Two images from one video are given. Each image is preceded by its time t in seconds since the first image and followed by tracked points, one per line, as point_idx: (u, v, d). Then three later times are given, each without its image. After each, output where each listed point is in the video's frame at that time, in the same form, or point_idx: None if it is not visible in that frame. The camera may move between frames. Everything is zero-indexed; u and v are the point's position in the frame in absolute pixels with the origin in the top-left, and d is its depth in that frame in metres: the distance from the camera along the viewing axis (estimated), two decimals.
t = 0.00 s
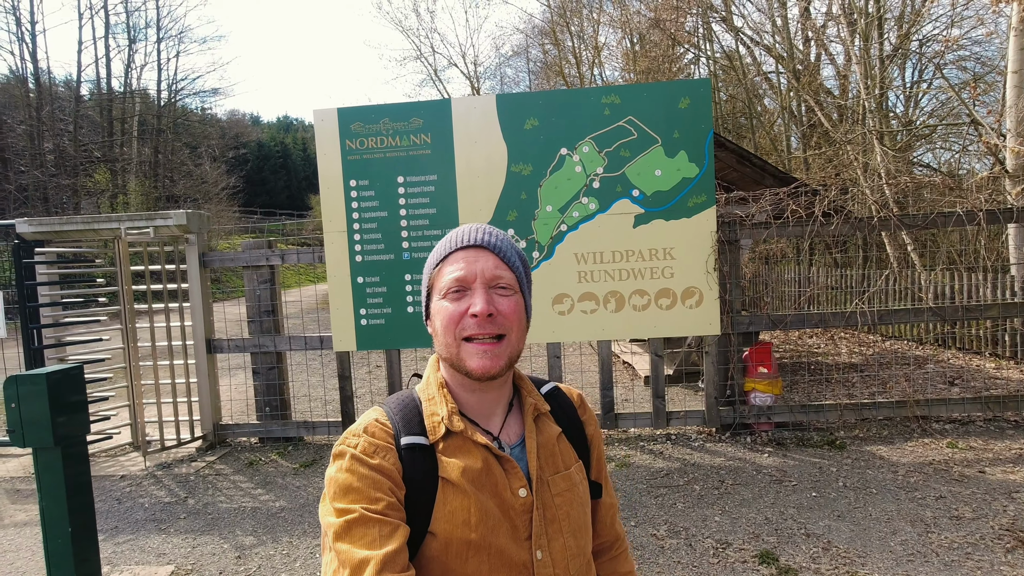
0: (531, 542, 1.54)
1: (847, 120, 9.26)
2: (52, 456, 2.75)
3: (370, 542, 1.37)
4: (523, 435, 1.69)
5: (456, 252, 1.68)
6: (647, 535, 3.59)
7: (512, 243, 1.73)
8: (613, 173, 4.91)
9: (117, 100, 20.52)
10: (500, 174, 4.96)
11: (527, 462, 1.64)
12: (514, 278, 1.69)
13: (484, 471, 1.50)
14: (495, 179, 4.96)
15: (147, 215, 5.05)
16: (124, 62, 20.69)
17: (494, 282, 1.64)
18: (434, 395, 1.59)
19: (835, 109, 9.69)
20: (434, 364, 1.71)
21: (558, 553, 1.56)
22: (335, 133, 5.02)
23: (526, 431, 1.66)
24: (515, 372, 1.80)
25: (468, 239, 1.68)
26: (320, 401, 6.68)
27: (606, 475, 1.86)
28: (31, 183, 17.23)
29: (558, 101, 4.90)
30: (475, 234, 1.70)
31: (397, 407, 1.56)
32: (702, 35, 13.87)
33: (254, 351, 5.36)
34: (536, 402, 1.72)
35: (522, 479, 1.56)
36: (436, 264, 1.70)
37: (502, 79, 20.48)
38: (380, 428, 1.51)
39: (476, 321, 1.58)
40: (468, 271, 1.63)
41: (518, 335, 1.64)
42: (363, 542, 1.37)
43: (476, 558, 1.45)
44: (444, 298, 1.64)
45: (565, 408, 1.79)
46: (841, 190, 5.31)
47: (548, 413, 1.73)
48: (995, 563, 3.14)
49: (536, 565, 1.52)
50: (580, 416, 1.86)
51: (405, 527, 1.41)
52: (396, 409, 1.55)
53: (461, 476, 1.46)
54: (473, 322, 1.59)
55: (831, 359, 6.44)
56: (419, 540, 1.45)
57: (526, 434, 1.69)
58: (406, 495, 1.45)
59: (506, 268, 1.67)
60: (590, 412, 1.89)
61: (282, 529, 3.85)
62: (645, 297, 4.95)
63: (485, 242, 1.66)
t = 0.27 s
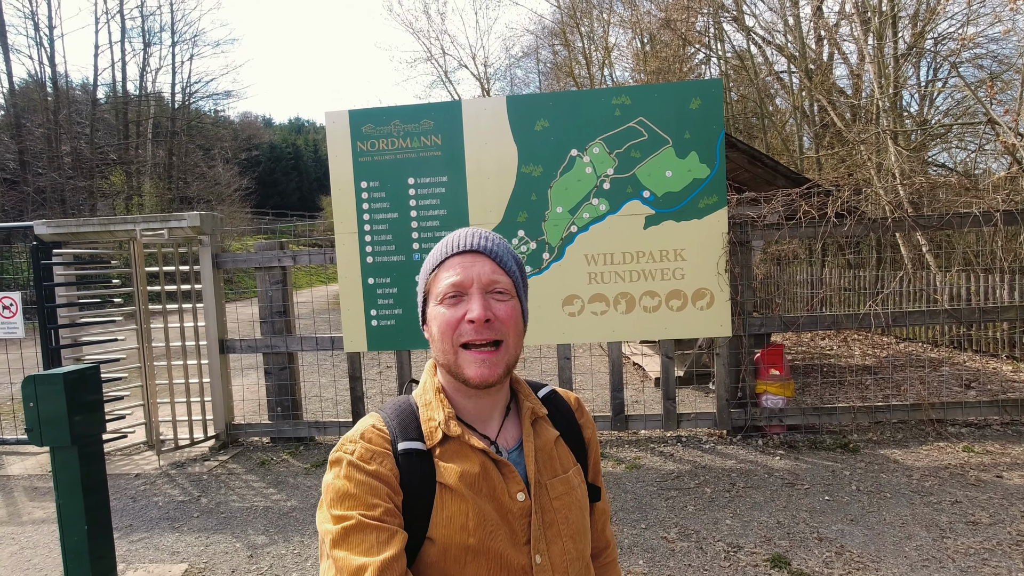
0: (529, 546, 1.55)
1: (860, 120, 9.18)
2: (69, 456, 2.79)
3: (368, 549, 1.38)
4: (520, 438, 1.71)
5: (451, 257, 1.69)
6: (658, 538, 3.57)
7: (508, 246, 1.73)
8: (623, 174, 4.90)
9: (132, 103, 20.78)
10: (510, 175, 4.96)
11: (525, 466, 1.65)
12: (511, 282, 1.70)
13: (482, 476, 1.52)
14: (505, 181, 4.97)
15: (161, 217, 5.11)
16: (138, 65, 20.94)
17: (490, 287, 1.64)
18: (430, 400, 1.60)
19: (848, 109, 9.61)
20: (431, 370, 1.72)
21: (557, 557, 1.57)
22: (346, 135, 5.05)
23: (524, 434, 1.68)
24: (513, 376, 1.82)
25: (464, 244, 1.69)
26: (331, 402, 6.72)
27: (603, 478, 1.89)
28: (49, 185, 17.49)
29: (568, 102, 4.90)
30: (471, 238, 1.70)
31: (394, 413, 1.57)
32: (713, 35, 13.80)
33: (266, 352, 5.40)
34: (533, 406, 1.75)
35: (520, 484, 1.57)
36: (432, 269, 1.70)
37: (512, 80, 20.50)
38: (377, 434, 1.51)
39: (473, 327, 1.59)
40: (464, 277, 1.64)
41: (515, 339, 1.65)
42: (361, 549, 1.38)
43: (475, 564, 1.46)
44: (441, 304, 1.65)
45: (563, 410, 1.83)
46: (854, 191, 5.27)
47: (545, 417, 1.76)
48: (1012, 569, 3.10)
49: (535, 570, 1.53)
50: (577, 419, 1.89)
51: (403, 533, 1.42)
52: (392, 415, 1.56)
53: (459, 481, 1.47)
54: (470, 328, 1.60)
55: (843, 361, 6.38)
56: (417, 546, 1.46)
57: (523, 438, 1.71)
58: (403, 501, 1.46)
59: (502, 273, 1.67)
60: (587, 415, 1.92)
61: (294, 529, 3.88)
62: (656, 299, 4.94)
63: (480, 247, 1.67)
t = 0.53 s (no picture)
0: (528, 554, 1.57)
1: (879, 119, 9.05)
2: (89, 452, 2.84)
3: (365, 559, 1.39)
4: (518, 445, 1.73)
5: (448, 261, 1.73)
6: (670, 541, 3.56)
7: (503, 252, 1.78)
8: (636, 174, 4.88)
9: (151, 104, 21.07)
10: (523, 176, 4.96)
11: (522, 473, 1.67)
12: (506, 286, 1.74)
13: (479, 484, 1.53)
14: (518, 181, 4.97)
15: (179, 218, 5.18)
16: (157, 67, 21.22)
17: (486, 289, 1.68)
18: (427, 408, 1.63)
19: (866, 108, 9.47)
20: (427, 377, 1.75)
21: (556, 564, 1.59)
22: (360, 136, 5.08)
23: (521, 442, 1.70)
24: (509, 383, 1.85)
25: (460, 248, 1.74)
26: (345, 401, 6.76)
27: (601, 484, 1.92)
28: (71, 186, 17.80)
29: (580, 102, 4.89)
30: (467, 243, 1.75)
31: (391, 422, 1.60)
32: (728, 33, 13.68)
33: (281, 351, 5.45)
34: (530, 413, 1.77)
35: (518, 491, 1.59)
36: (429, 274, 1.74)
37: (526, 80, 20.47)
38: (374, 443, 1.54)
39: (470, 328, 1.62)
40: (460, 279, 1.68)
41: (511, 341, 1.68)
42: (359, 560, 1.39)
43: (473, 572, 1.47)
44: (437, 307, 1.68)
45: (560, 417, 1.86)
46: (872, 191, 5.19)
47: (542, 423, 1.78)
48: None
49: None
50: (575, 424, 1.92)
51: (400, 543, 1.44)
52: (389, 424, 1.59)
53: (457, 489, 1.49)
54: (467, 328, 1.62)
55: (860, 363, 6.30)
56: (414, 556, 1.47)
57: (520, 445, 1.73)
58: (400, 511, 1.47)
59: (498, 276, 1.72)
60: (584, 421, 1.95)
61: (307, 527, 3.91)
62: (669, 300, 4.91)
63: (476, 251, 1.72)
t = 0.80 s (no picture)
0: (527, 558, 1.57)
1: (897, 116, 8.90)
2: (105, 448, 2.89)
3: (363, 562, 1.40)
4: (517, 449, 1.74)
5: (451, 265, 1.72)
6: (681, 542, 3.53)
7: (507, 257, 1.78)
8: (648, 173, 4.85)
9: (168, 105, 21.32)
10: (535, 175, 4.95)
11: (521, 477, 1.68)
12: (509, 291, 1.73)
13: (479, 488, 1.54)
14: (530, 180, 4.96)
15: (194, 217, 5.24)
16: (174, 68, 21.45)
17: (490, 295, 1.68)
18: (427, 410, 1.63)
19: (884, 104, 9.31)
20: (427, 379, 1.75)
21: (554, 568, 1.60)
22: (372, 136, 5.11)
23: (521, 445, 1.71)
24: (510, 386, 1.86)
25: (464, 252, 1.73)
26: (357, 399, 6.80)
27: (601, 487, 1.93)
28: (90, 185, 18.07)
29: (592, 101, 4.87)
30: (471, 247, 1.74)
31: (390, 424, 1.60)
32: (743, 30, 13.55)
33: (293, 349, 5.50)
34: (529, 417, 1.78)
35: (517, 495, 1.60)
36: (432, 277, 1.73)
37: (538, 78, 20.42)
38: (373, 446, 1.54)
39: (472, 334, 1.62)
40: (464, 284, 1.67)
41: (513, 347, 1.68)
42: (357, 563, 1.40)
43: None
44: (439, 311, 1.68)
45: (560, 420, 1.86)
46: (889, 189, 5.11)
47: (542, 427, 1.79)
48: None
49: None
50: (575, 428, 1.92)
51: (398, 546, 1.44)
52: (388, 426, 1.59)
53: (456, 492, 1.50)
54: (469, 335, 1.62)
55: (876, 364, 6.21)
56: (413, 559, 1.48)
57: (520, 449, 1.74)
58: (399, 514, 1.48)
59: (501, 281, 1.71)
60: (584, 425, 1.96)
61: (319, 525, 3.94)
62: (680, 300, 4.88)
63: (481, 255, 1.71)
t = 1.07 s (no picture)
0: (528, 557, 1.57)
1: (910, 112, 8.80)
2: (114, 445, 2.91)
3: (365, 561, 1.39)
4: (518, 448, 1.74)
5: (459, 264, 1.71)
6: (687, 542, 3.51)
7: (516, 258, 1.77)
8: (655, 171, 4.82)
9: (180, 104, 21.48)
10: (541, 173, 4.94)
11: (522, 476, 1.68)
12: (516, 293, 1.73)
13: (480, 487, 1.54)
14: (536, 178, 4.95)
15: (203, 215, 5.27)
16: (185, 67, 21.59)
17: (497, 296, 1.67)
18: (428, 409, 1.63)
19: (896, 101, 9.19)
20: (429, 378, 1.75)
21: (555, 567, 1.60)
22: (379, 134, 5.11)
23: (522, 445, 1.71)
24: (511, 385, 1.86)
25: (472, 251, 1.72)
26: (364, 397, 6.83)
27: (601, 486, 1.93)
28: (103, 184, 18.24)
29: (598, 98, 4.84)
30: (479, 245, 1.73)
31: (392, 424, 1.59)
32: (753, 26, 13.44)
33: (300, 347, 5.52)
34: (531, 416, 1.78)
35: (518, 494, 1.60)
36: (439, 274, 1.73)
37: (547, 76, 20.37)
38: (374, 445, 1.54)
39: (477, 336, 1.61)
40: (471, 284, 1.66)
41: (517, 350, 1.68)
42: (358, 561, 1.39)
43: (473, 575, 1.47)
44: (445, 311, 1.68)
45: (560, 419, 1.86)
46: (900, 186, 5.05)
47: (543, 426, 1.79)
48: None
49: None
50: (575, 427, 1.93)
51: (400, 545, 1.44)
52: (389, 426, 1.59)
53: (457, 492, 1.50)
54: (474, 336, 1.62)
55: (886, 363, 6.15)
56: (415, 558, 1.48)
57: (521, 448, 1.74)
58: (400, 513, 1.48)
59: (509, 283, 1.70)
60: (585, 423, 1.96)
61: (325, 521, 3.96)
62: (687, 298, 4.85)
63: (489, 256, 1.71)
